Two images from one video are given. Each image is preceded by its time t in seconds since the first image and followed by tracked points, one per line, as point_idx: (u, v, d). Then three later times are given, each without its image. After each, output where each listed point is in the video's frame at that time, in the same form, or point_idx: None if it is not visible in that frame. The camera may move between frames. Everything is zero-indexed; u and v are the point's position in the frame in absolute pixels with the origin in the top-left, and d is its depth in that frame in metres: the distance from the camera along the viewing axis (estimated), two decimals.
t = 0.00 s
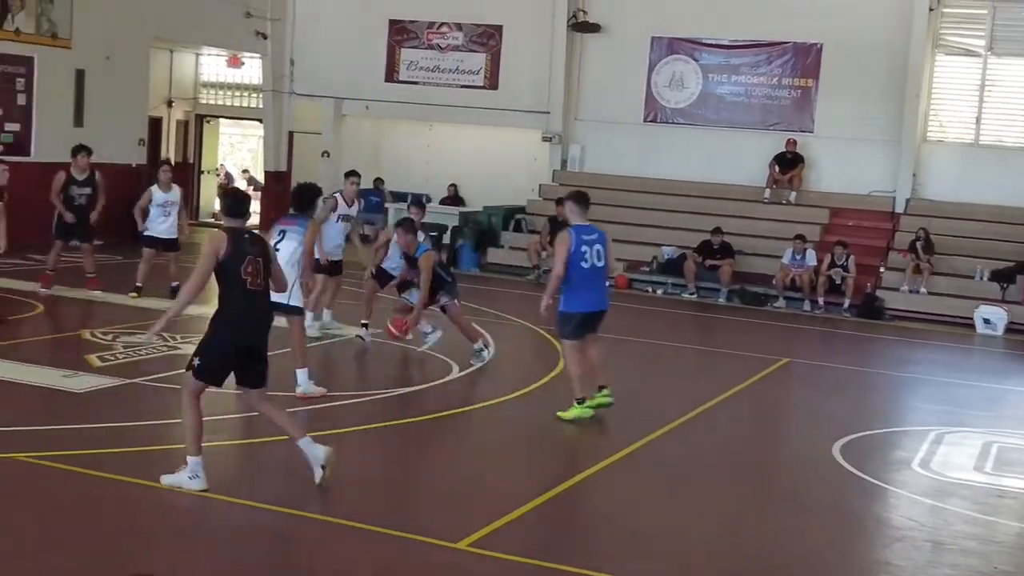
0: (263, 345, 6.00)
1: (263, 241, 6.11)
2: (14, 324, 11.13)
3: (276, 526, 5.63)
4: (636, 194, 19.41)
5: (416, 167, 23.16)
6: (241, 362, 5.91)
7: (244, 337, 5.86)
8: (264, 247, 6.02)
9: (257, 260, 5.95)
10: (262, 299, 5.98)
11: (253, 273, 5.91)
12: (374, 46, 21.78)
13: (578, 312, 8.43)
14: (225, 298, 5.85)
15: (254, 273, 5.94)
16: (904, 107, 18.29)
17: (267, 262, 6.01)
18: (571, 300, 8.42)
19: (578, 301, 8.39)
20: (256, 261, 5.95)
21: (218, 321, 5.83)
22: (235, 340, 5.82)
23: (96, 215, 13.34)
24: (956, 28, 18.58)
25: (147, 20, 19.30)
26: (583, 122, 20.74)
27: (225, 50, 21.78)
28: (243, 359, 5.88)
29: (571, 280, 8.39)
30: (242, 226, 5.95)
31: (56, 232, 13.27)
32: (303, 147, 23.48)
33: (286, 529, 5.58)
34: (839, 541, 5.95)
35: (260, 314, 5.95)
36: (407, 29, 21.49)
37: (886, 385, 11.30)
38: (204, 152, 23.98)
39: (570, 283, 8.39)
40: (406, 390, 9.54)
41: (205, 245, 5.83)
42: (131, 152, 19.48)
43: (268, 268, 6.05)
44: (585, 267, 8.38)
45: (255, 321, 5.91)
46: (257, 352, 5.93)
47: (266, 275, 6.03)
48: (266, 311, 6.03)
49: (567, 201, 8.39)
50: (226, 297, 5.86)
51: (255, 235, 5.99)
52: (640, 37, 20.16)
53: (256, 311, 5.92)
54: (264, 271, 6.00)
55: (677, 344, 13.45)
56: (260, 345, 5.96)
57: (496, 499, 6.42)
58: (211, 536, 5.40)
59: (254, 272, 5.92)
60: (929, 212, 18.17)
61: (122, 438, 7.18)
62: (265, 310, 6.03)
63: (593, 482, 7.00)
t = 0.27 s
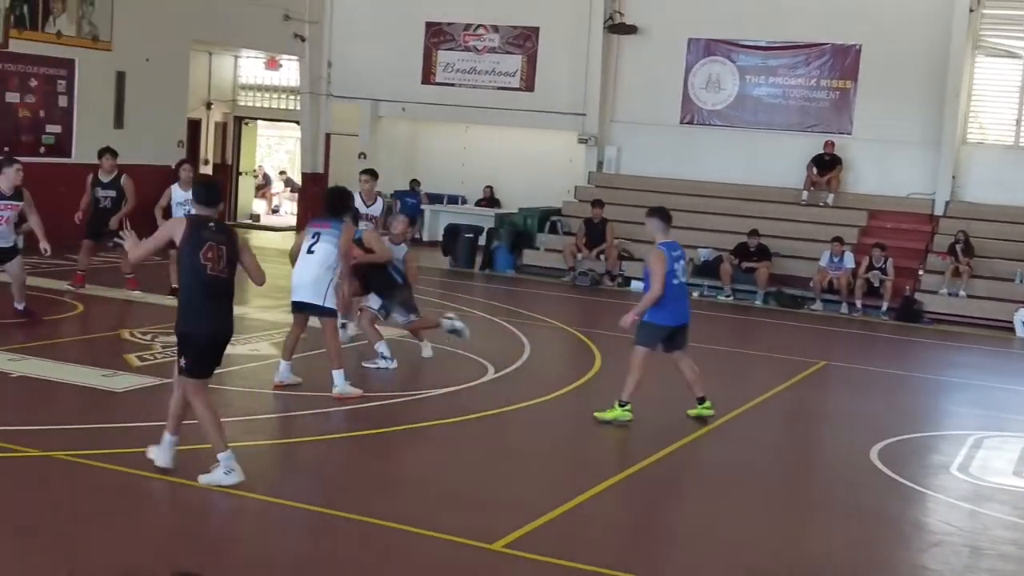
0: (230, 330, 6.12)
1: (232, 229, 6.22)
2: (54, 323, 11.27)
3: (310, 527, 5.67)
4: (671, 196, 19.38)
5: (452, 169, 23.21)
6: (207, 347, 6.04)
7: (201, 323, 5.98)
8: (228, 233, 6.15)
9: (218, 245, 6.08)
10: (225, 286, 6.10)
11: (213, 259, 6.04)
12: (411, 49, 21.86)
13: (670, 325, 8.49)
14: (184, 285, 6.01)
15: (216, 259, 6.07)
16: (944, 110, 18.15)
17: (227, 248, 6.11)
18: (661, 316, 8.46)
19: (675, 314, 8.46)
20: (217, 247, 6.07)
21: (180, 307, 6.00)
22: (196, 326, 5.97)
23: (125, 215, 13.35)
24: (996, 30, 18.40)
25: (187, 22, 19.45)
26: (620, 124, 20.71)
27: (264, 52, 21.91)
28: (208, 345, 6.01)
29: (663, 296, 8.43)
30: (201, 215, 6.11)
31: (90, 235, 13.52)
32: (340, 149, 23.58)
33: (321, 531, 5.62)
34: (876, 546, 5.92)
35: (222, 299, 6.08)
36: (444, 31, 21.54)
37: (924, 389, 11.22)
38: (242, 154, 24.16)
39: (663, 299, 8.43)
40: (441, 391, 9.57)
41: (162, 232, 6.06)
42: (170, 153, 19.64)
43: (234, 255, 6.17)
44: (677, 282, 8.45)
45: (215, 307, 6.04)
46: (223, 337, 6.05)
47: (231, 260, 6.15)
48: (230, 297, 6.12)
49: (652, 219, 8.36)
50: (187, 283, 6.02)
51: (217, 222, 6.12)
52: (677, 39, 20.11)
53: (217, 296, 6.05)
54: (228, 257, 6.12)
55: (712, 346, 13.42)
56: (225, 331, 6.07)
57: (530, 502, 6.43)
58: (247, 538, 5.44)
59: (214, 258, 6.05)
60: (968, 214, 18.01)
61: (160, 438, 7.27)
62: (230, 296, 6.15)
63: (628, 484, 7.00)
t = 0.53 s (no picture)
0: (194, 333, 6.22)
1: (206, 235, 6.33)
2: (89, 324, 11.36)
3: (342, 532, 5.70)
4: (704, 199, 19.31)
5: (484, 171, 23.24)
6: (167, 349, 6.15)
7: (163, 323, 6.07)
8: (200, 237, 6.24)
9: (188, 249, 6.17)
10: (193, 289, 6.20)
11: (182, 262, 6.14)
12: (443, 51, 21.89)
13: (744, 311, 8.58)
14: (151, 286, 6.12)
15: (185, 263, 6.17)
16: (979, 113, 18.01)
17: (199, 253, 6.21)
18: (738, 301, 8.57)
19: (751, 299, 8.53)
20: (187, 251, 6.17)
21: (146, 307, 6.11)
22: (159, 328, 6.07)
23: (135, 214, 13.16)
24: None
25: (222, 25, 19.56)
26: (652, 126, 20.67)
27: (298, 55, 21.99)
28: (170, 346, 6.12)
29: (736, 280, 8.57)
30: (177, 217, 6.23)
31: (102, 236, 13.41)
32: (372, 151, 23.66)
33: (352, 535, 5.65)
34: (911, 553, 5.88)
35: (189, 303, 6.17)
36: (477, 34, 21.55)
37: (959, 394, 11.14)
38: (275, 156, 24.26)
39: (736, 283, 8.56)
40: (473, 393, 9.59)
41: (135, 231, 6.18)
42: (204, 155, 19.77)
43: (205, 259, 6.27)
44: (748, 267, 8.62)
45: (182, 310, 6.14)
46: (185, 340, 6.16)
47: (201, 264, 6.25)
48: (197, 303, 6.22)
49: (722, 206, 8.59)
50: (155, 284, 6.13)
51: (191, 227, 6.23)
52: (711, 42, 20.04)
53: (184, 299, 6.15)
54: (198, 262, 6.22)
55: (745, 349, 13.37)
56: (189, 334, 6.18)
57: (560, 507, 6.44)
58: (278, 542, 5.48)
59: (183, 262, 6.15)
60: (1004, 218, 17.86)
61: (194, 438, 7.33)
62: (197, 299, 6.25)
63: (659, 489, 6.99)
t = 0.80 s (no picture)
0: (178, 329, 6.18)
1: (189, 229, 6.30)
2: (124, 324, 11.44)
3: (377, 533, 5.73)
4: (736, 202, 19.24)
5: (515, 174, 23.24)
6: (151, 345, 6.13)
7: (143, 318, 6.06)
8: (181, 232, 6.22)
9: (167, 243, 6.16)
10: (173, 284, 6.18)
11: (160, 256, 6.13)
12: (476, 54, 21.93)
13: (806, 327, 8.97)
14: (133, 281, 6.14)
15: (164, 257, 6.16)
16: (1016, 116, 17.87)
17: (178, 247, 6.18)
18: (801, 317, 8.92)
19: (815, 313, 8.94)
20: (166, 245, 6.16)
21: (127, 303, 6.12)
22: (138, 322, 6.06)
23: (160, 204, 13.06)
24: None
25: (256, 28, 19.66)
26: (685, 129, 20.61)
27: (330, 58, 22.05)
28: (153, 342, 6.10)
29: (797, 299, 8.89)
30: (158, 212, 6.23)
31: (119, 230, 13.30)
32: (404, 153, 23.71)
33: (387, 537, 5.68)
34: (948, 560, 5.85)
35: (170, 297, 6.15)
36: (509, 36, 21.58)
37: (995, 399, 11.06)
38: (308, 158, 24.36)
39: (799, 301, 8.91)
40: (507, 395, 9.61)
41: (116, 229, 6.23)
42: (238, 157, 19.86)
43: (186, 254, 6.24)
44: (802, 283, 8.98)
45: (162, 304, 6.11)
46: (167, 335, 6.12)
47: (182, 259, 6.23)
48: (179, 297, 6.19)
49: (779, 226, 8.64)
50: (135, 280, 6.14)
51: (172, 221, 6.21)
52: (745, 44, 19.96)
53: (164, 294, 6.13)
54: (179, 256, 6.20)
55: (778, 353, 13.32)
56: (172, 329, 6.14)
57: (594, 510, 6.44)
58: (314, 543, 5.51)
59: (161, 256, 6.14)
60: None
61: (229, 439, 7.37)
62: (181, 294, 6.21)
63: (693, 493, 6.98)
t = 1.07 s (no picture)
0: (166, 318, 6.19)
1: (171, 220, 6.34)
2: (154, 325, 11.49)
3: (408, 534, 5.75)
4: (765, 205, 19.16)
5: (544, 176, 23.25)
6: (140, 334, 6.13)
7: (135, 307, 6.08)
8: (166, 223, 6.26)
9: (152, 234, 6.19)
10: (160, 273, 6.20)
11: (145, 246, 6.15)
12: (506, 57, 21.95)
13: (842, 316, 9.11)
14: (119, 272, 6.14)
15: (150, 247, 6.18)
16: None
17: (164, 237, 6.22)
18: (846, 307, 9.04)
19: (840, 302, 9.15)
20: (151, 235, 6.18)
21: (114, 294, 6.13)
22: (126, 311, 6.06)
23: (176, 208, 13.08)
24: None
25: (287, 31, 19.74)
26: (715, 132, 20.55)
27: (360, 61, 22.13)
28: (142, 331, 6.10)
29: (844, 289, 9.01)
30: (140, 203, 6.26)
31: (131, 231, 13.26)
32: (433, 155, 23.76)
33: (417, 538, 5.70)
34: (980, 568, 5.82)
35: (158, 288, 6.16)
36: (539, 39, 21.60)
37: None
38: (337, 160, 24.43)
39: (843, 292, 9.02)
40: (535, 397, 9.62)
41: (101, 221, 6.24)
42: (268, 159, 19.96)
43: (171, 243, 6.27)
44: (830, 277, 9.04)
45: (150, 294, 6.13)
46: (156, 323, 6.13)
47: (167, 250, 6.26)
48: (167, 286, 6.22)
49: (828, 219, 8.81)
50: (121, 271, 6.15)
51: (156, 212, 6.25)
52: (775, 47, 19.89)
53: (152, 284, 6.14)
54: (164, 246, 6.23)
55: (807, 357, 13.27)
56: (160, 317, 6.15)
57: (624, 513, 6.44)
58: (345, 544, 5.53)
59: (147, 245, 6.16)
60: None
61: (258, 440, 7.40)
62: (168, 284, 6.23)
63: (723, 497, 6.97)
